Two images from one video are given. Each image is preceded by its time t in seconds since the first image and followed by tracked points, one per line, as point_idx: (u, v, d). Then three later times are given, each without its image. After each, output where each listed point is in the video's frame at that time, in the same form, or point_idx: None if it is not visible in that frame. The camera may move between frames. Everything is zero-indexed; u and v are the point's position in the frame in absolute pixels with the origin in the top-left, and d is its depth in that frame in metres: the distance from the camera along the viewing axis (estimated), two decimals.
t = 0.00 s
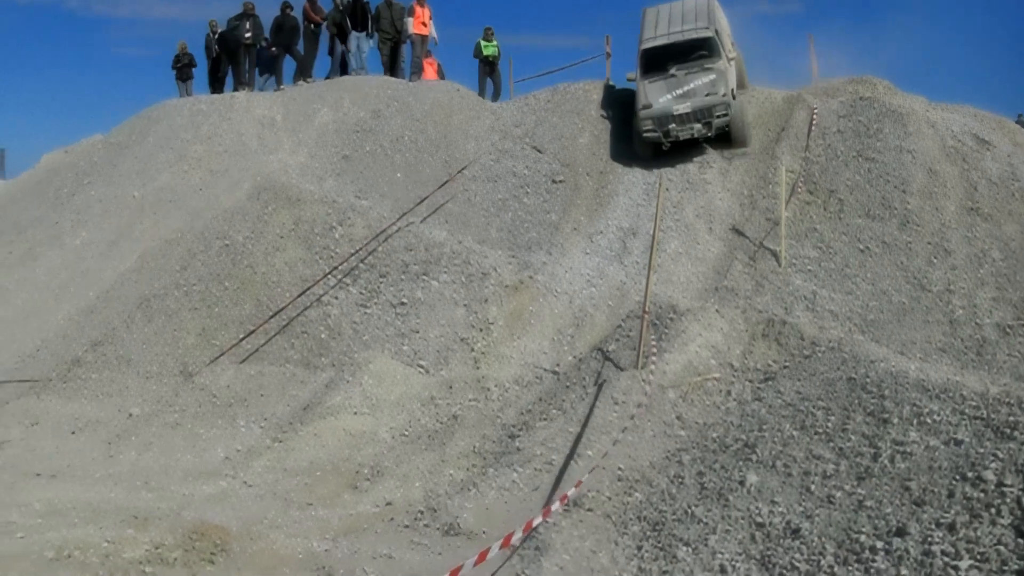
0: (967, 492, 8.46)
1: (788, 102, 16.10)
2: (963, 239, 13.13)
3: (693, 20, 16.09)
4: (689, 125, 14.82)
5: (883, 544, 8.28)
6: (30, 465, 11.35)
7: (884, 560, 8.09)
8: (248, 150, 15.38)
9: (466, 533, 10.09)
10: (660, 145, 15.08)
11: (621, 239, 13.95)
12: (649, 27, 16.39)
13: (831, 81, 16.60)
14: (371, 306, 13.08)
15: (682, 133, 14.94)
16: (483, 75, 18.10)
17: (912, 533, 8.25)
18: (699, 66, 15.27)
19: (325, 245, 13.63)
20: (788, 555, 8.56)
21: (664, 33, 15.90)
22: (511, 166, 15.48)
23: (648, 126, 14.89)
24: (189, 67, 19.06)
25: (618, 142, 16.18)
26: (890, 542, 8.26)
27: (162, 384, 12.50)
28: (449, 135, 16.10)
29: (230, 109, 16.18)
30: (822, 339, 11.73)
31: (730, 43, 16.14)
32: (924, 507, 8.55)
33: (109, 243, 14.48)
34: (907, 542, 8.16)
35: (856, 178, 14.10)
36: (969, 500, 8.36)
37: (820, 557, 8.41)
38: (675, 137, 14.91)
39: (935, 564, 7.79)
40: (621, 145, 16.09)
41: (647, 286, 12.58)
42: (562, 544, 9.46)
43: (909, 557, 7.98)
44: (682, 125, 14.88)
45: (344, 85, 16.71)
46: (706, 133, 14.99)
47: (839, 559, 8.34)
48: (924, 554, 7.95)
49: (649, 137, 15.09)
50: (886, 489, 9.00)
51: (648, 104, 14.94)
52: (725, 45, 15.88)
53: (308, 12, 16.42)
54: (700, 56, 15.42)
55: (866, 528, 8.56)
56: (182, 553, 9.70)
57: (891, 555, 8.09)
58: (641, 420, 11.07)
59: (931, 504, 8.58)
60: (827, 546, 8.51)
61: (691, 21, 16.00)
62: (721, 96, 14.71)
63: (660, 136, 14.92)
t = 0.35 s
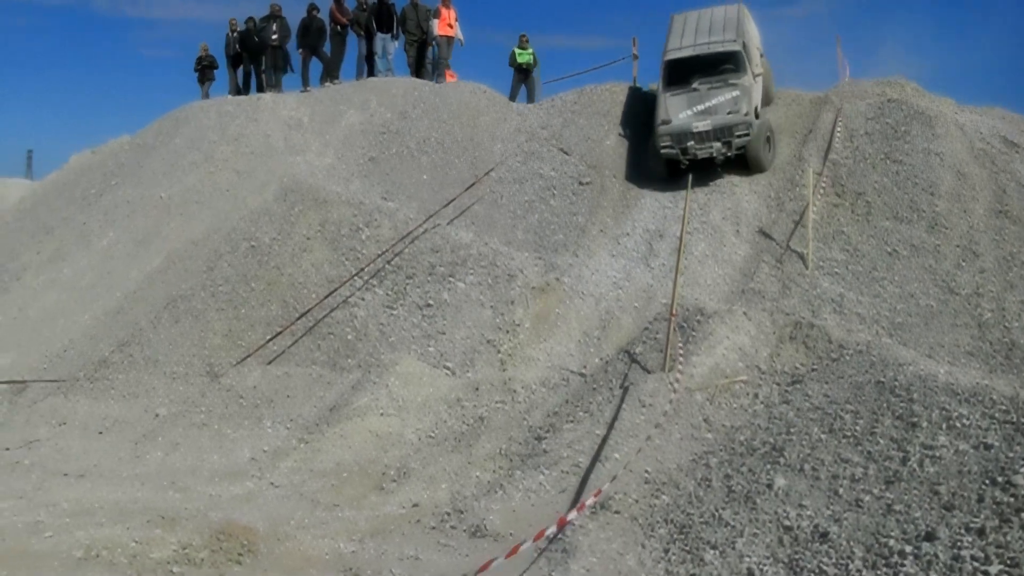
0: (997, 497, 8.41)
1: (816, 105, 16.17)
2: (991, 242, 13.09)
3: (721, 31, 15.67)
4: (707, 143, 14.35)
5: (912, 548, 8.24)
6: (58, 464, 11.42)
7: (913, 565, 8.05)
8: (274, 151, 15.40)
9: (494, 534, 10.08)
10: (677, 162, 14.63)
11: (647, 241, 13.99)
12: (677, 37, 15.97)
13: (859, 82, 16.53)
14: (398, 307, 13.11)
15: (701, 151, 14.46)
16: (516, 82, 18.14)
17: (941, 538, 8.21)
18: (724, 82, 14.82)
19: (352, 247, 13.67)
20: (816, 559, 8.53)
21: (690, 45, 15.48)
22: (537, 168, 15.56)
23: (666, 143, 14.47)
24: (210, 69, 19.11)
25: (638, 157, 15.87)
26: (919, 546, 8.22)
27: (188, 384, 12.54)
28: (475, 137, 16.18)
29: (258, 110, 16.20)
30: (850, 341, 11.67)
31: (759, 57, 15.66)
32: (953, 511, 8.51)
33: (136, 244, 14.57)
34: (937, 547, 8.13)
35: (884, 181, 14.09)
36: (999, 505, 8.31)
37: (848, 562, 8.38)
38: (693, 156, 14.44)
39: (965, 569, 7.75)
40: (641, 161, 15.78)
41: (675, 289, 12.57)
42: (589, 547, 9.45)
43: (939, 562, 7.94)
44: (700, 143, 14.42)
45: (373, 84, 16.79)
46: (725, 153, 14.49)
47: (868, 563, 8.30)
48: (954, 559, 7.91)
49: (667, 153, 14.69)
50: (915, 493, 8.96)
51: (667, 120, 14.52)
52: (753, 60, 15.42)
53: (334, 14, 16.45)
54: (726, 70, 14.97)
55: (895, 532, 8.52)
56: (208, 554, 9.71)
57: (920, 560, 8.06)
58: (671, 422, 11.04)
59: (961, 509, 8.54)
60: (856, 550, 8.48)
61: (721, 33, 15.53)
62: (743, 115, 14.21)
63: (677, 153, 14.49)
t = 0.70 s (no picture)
0: (1006, 494, 8.40)
1: (825, 103, 16.16)
2: (1002, 239, 13.17)
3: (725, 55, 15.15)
4: (694, 176, 13.84)
5: (921, 546, 8.22)
6: (68, 458, 11.44)
7: (922, 562, 8.04)
8: (285, 146, 15.40)
9: (502, 530, 10.06)
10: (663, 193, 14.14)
11: (657, 238, 14.04)
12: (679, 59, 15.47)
13: (870, 78, 16.48)
14: (407, 302, 13.12)
15: (688, 184, 13.94)
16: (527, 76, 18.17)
17: (950, 535, 8.20)
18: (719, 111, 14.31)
19: (361, 242, 13.68)
20: (825, 556, 8.52)
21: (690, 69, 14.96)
22: (547, 164, 15.65)
23: (652, 174, 13.99)
24: (211, 63, 19.11)
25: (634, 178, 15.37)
26: (928, 544, 8.21)
27: (198, 379, 12.55)
28: (485, 133, 16.20)
29: (268, 105, 16.21)
30: (860, 338, 11.67)
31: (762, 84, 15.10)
32: (962, 509, 8.51)
33: (145, 239, 14.60)
34: (946, 544, 8.12)
35: (894, 178, 14.08)
36: (1008, 503, 8.30)
37: (857, 559, 8.37)
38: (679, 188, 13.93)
39: (974, 567, 7.74)
40: (636, 181, 15.29)
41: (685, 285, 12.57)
42: (598, 543, 9.45)
43: (947, 560, 7.93)
44: (688, 176, 13.92)
45: (382, 82, 16.71)
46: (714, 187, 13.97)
47: (876, 560, 8.29)
48: (962, 557, 7.90)
49: (655, 184, 14.19)
50: (924, 490, 8.95)
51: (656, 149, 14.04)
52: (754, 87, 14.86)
53: (344, 8, 16.49)
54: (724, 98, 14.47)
55: (904, 529, 8.51)
56: (217, 548, 9.70)
57: (929, 557, 8.05)
58: (680, 418, 11.01)
59: (970, 506, 8.53)
60: (865, 547, 8.47)
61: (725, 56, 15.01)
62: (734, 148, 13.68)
63: (664, 184, 14.01)
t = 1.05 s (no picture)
0: (1020, 492, 8.40)
1: (840, 98, 16.09)
2: (1016, 236, 13.26)
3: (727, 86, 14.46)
4: (681, 218, 13.33)
5: (934, 544, 8.21)
6: (80, 452, 11.45)
7: (935, 560, 8.04)
8: (298, 142, 15.34)
9: (514, 526, 10.04)
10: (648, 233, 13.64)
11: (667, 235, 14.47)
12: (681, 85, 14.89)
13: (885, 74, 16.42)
14: (420, 298, 13.13)
15: (675, 226, 13.43)
16: (540, 70, 18.13)
17: (963, 533, 8.20)
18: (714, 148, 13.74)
19: (374, 237, 13.68)
20: (838, 554, 8.51)
21: (688, 99, 14.29)
22: (560, 160, 15.68)
23: (637, 212, 13.50)
24: (217, 61, 19.13)
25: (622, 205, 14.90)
26: (941, 542, 8.20)
27: (210, 374, 12.58)
28: (498, 129, 16.19)
29: (281, 100, 16.26)
30: (873, 335, 11.66)
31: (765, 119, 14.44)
32: (976, 507, 8.51)
33: (158, 234, 14.64)
34: (959, 542, 8.11)
35: (908, 175, 14.14)
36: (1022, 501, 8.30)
37: (869, 557, 8.36)
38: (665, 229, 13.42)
39: (987, 566, 7.75)
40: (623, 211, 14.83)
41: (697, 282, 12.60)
42: (609, 539, 9.45)
43: (961, 558, 7.93)
44: (674, 217, 13.40)
45: (396, 76, 16.71)
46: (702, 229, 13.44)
47: (889, 558, 8.28)
48: (976, 555, 7.90)
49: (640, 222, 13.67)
50: (937, 488, 8.94)
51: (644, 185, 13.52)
52: (755, 122, 14.20)
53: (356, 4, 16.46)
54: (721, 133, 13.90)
55: (917, 527, 8.50)
56: (230, 542, 9.71)
57: (942, 555, 8.04)
58: (692, 414, 11.02)
59: (984, 504, 8.53)
60: (877, 545, 8.45)
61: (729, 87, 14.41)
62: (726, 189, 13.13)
63: (649, 223, 13.50)
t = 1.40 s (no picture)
0: None
1: (888, 91, 16.03)
2: None
3: (760, 124, 13.92)
4: (699, 257, 12.75)
5: (983, 539, 8.16)
6: (129, 442, 11.56)
7: (984, 556, 8.00)
8: (346, 134, 15.68)
9: (560, 518, 10.01)
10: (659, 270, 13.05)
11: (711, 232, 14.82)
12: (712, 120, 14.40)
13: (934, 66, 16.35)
14: (466, 290, 13.22)
15: (690, 265, 12.85)
16: (589, 60, 18.12)
17: (1014, 529, 8.13)
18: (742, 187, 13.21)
19: (421, 230, 13.76)
20: (886, 549, 8.48)
21: (719, 133, 13.79)
22: (606, 153, 15.69)
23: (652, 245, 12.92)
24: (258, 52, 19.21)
25: (641, 236, 14.38)
26: (991, 538, 8.15)
27: (257, 365, 12.68)
28: (544, 121, 16.18)
29: (326, 93, 16.42)
30: (922, 330, 11.59)
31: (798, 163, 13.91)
32: None
33: (205, 227, 14.80)
34: (1009, 538, 8.06)
35: (958, 169, 14.22)
36: None
37: (918, 552, 8.31)
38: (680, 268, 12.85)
39: None
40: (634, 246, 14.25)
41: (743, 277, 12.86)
42: (656, 532, 9.43)
43: (1011, 554, 7.88)
44: (690, 255, 12.82)
45: (444, 68, 16.85)
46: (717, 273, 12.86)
47: (938, 554, 8.23)
48: None
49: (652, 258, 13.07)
50: (987, 484, 8.87)
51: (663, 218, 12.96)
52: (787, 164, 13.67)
53: None
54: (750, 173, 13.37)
55: (967, 522, 8.45)
56: (278, 532, 9.68)
57: (991, 551, 8.00)
58: (739, 408, 10.96)
59: None
60: (926, 540, 8.41)
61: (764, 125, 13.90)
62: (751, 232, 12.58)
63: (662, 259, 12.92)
